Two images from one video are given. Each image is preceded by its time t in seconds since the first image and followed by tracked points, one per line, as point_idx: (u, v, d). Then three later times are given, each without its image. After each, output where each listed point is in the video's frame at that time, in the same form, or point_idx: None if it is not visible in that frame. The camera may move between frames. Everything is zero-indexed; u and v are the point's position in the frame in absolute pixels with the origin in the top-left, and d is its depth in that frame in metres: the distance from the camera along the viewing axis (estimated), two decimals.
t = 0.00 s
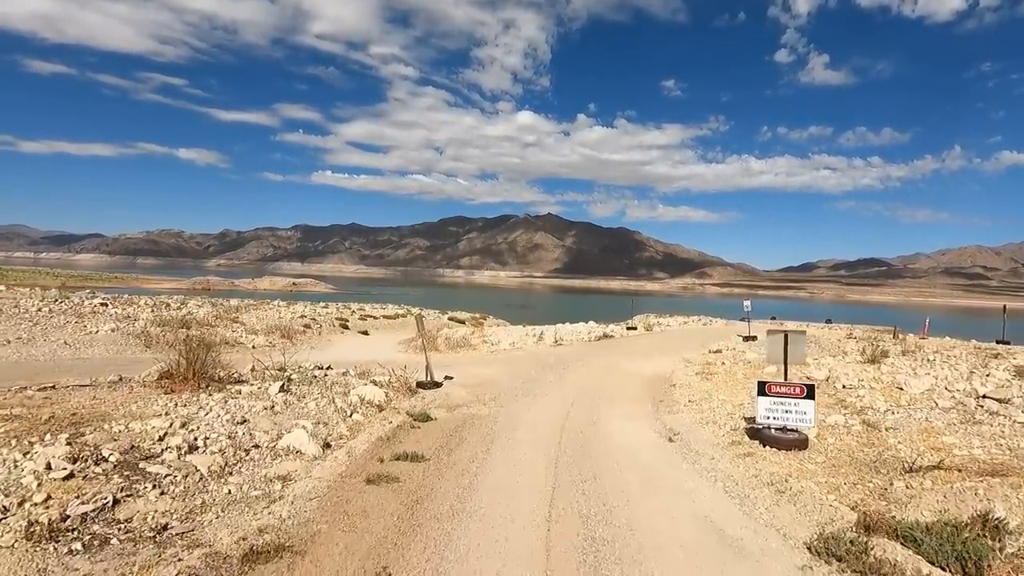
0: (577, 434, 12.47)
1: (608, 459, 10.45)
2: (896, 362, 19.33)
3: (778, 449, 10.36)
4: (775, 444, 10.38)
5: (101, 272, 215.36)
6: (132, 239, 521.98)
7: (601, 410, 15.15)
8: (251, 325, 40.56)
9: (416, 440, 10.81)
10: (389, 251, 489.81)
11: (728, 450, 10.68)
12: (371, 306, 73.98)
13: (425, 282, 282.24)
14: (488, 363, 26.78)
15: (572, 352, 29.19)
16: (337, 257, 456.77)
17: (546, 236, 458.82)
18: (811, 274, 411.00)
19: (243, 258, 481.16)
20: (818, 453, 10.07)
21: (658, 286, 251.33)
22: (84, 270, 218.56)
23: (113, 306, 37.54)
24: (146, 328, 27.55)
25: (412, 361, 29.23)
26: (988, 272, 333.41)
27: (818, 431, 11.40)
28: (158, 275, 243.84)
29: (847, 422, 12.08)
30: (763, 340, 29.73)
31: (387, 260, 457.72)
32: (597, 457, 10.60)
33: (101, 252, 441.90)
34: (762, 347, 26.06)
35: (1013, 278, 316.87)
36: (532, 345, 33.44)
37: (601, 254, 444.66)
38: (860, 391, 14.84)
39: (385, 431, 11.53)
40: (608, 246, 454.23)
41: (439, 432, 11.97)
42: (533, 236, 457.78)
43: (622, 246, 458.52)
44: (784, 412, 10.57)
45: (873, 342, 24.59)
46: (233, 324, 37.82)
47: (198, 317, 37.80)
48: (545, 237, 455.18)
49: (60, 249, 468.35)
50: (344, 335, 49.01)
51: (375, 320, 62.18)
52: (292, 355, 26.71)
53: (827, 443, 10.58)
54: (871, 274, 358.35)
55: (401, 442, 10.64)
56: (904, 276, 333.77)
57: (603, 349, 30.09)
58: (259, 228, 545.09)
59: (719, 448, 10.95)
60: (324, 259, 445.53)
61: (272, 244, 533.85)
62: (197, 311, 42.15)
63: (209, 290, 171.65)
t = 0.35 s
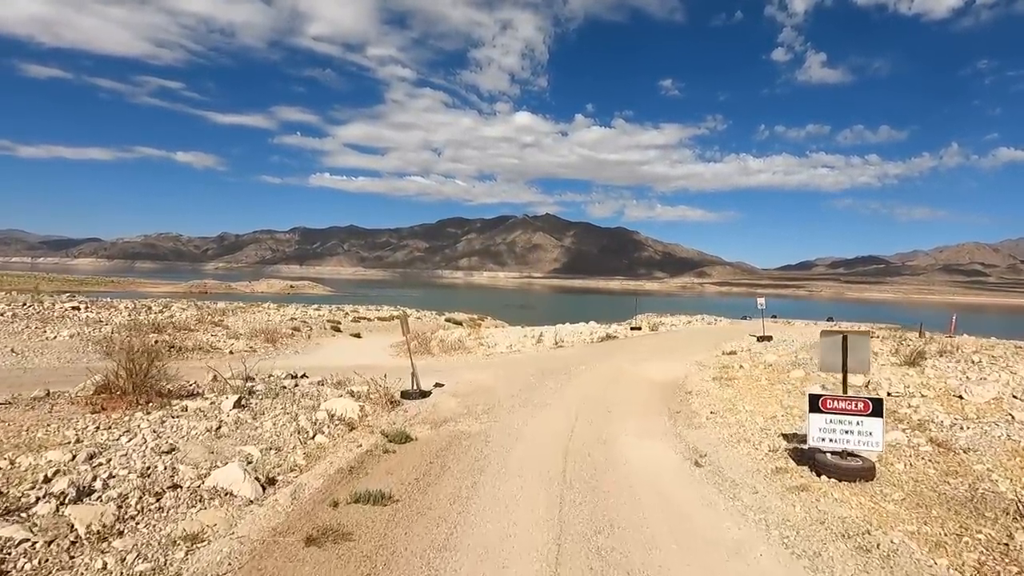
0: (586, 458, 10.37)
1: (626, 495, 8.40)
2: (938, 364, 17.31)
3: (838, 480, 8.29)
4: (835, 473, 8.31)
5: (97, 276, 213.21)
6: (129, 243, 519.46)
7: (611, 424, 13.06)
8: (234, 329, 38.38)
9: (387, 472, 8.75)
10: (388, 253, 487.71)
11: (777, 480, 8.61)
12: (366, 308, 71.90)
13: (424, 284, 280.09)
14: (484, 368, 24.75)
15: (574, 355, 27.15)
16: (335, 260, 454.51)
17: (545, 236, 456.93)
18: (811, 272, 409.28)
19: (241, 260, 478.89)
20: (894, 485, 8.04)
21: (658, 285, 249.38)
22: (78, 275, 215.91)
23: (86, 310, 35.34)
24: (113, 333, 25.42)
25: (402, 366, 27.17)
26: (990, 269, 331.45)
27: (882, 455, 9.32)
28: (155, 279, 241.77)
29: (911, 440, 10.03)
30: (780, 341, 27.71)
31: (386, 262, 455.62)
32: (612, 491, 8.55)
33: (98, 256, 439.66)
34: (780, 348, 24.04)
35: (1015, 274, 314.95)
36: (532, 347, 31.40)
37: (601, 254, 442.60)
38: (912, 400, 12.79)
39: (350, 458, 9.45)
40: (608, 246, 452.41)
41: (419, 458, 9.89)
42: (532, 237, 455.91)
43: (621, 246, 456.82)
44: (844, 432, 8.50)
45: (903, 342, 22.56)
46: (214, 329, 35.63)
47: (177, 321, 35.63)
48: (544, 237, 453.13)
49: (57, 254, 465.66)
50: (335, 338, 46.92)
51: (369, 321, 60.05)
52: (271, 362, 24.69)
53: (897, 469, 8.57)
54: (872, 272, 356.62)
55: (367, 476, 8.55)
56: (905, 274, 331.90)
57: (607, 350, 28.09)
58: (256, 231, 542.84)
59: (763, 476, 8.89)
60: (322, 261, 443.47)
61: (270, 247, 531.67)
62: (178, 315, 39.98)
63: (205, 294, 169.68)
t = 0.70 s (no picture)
0: (593, 496, 8.33)
1: (651, 558, 6.34)
2: (987, 370, 15.31)
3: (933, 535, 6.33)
4: (929, 526, 6.34)
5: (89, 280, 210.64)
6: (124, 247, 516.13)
7: (620, 448, 11.03)
8: (214, 334, 36.22)
9: (336, 527, 6.68)
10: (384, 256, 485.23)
11: (851, 537, 6.56)
12: (358, 311, 69.78)
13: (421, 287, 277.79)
14: (476, 376, 22.63)
15: (573, 360, 25.06)
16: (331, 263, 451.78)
17: (542, 238, 455.22)
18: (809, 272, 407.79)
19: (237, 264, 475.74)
20: (1014, 545, 6.04)
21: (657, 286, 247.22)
22: (69, 279, 213.20)
23: (54, 315, 33.17)
24: (71, 341, 23.26)
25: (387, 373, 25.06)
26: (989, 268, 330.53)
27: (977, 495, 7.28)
28: (148, 283, 239.19)
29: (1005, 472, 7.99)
30: (797, 343, 25.65)
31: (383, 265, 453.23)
32: (633, 552, 6.49)
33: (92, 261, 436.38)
34: (801, 352, 21.98)
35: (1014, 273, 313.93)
36: (528, 352, 29.26)
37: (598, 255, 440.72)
38: (980, 417, 10.77)
39: (291, 503, 7.39)
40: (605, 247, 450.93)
41: (384, 499, 7.84)
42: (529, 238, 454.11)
43: (619, 247, 455.34)
44: (938, 471, 6.40)
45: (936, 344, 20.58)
46: (191, 334, 33.48)
47: (151, 326, 33.46)
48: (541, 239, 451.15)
49: (51, 259, 462.31)
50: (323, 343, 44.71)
51: (360, 325, 57.89)
52: (243, 371, 22.56)
53: (1008, 518, 6.56)
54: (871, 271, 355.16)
55: (306, 532, 6.47)
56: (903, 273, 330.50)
57: (610, 355, 26.00)
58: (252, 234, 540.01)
59: (826, 528, 6.85)
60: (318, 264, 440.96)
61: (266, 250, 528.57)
62: (155, 320, 37.81)
63: (198, 297, 167.19)
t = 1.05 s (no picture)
0: (608, 557, 6.16)
1: None
2: None
3: None
4: None
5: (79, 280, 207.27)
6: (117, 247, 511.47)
7: (635, 477, 8.90)
8: (190, 334, 33.99)
9: None
10: (380, 255, 481.98)
11: None
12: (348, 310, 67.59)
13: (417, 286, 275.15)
14: (466, 379, 20.57)
15: (573, 362, 23.02)
16: (326, 262, 448.29)
17: (538, 236, 453.36)
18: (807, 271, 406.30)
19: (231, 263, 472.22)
20: None
21: (654, 285, 245.26)
22: (60, 279, 209.65)
23: (15, 314, 30.92)
24: (19, 343, 21.07)
25: (370, 376, 22.99)
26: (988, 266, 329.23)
27: None
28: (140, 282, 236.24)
29: None
30: (815, 342, 23.72)
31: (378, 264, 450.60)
32: None
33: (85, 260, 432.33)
34: (823, 354, 20.03)
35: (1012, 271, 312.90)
36: (524, 352, 27.23)
37: (595, 254, 438.62)
38: None
39: None
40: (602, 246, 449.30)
41: (320, 568, 5.75)
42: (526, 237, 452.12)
43: (616, 246, 453.83)
44: None
45: (972, 345, 18.65)
46: (163, 335, 31.28)
47: (120, 327, 31.25)
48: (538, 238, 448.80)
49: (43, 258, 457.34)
50: (308, 343, 42.61)
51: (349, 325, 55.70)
52: (208, 376, 20.41)
53: None
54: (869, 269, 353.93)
55: None
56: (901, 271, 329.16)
57: (615, 356, 23.97)
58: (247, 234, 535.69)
59: None
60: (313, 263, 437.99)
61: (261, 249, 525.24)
62: (127, 320, 35.59)
63: (189, 296, 164.70)
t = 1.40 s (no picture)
0: None
1: None
2: None
3: None
4: None
5: (70, 286, 205.04)
6: (109, 252, 506.43)
7: (656, 523, 6.88)
8: (161, 341, 31.83)
9: None
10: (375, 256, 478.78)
11: None
12: (339, 312, 65.39)
13: (412, 286, 272.59)
14: (453, 386, 18.52)
15: (572, 365, 20.98)
16: (321, 264, 444.83)
17: (533, 235, 451.56)
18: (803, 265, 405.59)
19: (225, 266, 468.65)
20: None
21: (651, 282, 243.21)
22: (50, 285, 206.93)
23: None
24: None
25: (349, 384, 20.88)
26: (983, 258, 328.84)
27: None
28: (131, 287, 233.41)
29: None
30: (836, 340, 21.70)
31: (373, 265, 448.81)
32: None
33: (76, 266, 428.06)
34: (849, 353, 18.04)
35: (1008, 262, 312.36)
36: (518, 354, 25.16)
37: (591, 251, 436.71)
38: None
39: None
40: (597, 243, 447.92)
41: None
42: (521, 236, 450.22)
43: (611, 244, 452.48)
44: None
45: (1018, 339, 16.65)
46: (130, 342, 29.11)
47: (84, 334, 29.10)
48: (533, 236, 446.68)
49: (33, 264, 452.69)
50: (292, 347, 40.38)
51: (338, 328, 53.53)
52: (165, 388, 18.30)
53: None
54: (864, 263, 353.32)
55: None
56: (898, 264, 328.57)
57: (617, 356, 21.91)
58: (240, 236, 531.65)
59: None
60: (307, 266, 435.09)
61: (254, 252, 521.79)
62: (96, 327, 33.43)
63: (181, 301, 162.45)
